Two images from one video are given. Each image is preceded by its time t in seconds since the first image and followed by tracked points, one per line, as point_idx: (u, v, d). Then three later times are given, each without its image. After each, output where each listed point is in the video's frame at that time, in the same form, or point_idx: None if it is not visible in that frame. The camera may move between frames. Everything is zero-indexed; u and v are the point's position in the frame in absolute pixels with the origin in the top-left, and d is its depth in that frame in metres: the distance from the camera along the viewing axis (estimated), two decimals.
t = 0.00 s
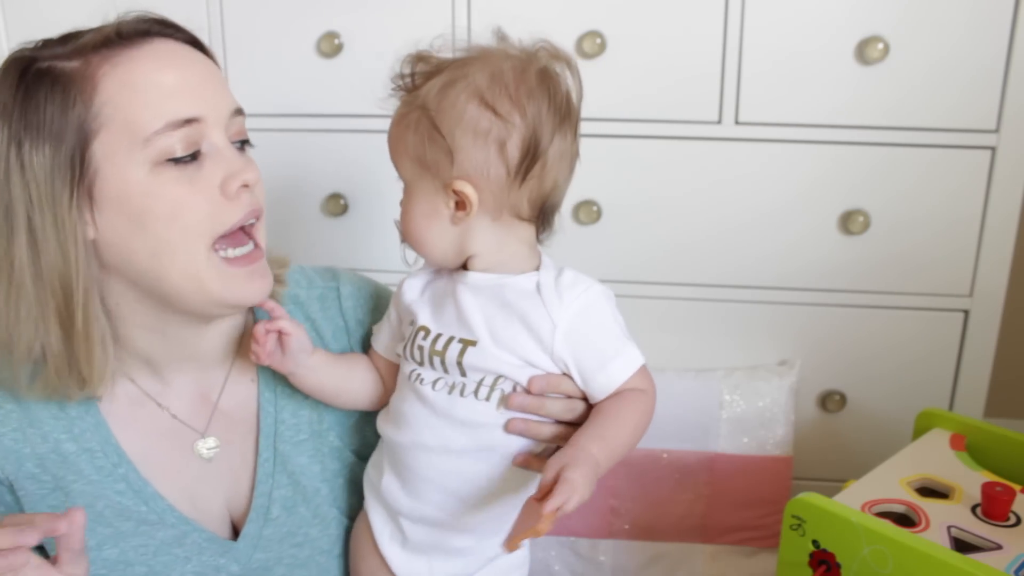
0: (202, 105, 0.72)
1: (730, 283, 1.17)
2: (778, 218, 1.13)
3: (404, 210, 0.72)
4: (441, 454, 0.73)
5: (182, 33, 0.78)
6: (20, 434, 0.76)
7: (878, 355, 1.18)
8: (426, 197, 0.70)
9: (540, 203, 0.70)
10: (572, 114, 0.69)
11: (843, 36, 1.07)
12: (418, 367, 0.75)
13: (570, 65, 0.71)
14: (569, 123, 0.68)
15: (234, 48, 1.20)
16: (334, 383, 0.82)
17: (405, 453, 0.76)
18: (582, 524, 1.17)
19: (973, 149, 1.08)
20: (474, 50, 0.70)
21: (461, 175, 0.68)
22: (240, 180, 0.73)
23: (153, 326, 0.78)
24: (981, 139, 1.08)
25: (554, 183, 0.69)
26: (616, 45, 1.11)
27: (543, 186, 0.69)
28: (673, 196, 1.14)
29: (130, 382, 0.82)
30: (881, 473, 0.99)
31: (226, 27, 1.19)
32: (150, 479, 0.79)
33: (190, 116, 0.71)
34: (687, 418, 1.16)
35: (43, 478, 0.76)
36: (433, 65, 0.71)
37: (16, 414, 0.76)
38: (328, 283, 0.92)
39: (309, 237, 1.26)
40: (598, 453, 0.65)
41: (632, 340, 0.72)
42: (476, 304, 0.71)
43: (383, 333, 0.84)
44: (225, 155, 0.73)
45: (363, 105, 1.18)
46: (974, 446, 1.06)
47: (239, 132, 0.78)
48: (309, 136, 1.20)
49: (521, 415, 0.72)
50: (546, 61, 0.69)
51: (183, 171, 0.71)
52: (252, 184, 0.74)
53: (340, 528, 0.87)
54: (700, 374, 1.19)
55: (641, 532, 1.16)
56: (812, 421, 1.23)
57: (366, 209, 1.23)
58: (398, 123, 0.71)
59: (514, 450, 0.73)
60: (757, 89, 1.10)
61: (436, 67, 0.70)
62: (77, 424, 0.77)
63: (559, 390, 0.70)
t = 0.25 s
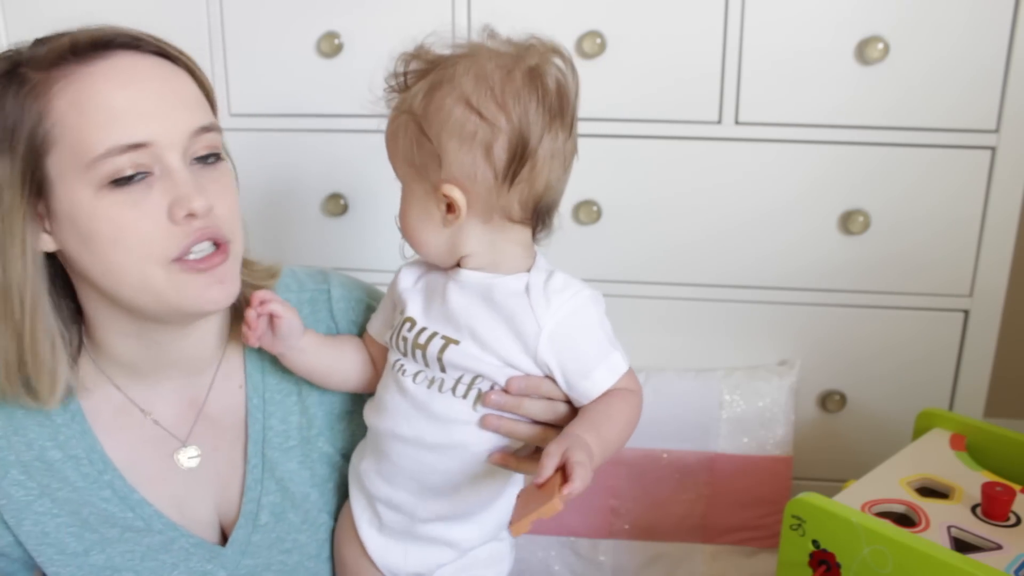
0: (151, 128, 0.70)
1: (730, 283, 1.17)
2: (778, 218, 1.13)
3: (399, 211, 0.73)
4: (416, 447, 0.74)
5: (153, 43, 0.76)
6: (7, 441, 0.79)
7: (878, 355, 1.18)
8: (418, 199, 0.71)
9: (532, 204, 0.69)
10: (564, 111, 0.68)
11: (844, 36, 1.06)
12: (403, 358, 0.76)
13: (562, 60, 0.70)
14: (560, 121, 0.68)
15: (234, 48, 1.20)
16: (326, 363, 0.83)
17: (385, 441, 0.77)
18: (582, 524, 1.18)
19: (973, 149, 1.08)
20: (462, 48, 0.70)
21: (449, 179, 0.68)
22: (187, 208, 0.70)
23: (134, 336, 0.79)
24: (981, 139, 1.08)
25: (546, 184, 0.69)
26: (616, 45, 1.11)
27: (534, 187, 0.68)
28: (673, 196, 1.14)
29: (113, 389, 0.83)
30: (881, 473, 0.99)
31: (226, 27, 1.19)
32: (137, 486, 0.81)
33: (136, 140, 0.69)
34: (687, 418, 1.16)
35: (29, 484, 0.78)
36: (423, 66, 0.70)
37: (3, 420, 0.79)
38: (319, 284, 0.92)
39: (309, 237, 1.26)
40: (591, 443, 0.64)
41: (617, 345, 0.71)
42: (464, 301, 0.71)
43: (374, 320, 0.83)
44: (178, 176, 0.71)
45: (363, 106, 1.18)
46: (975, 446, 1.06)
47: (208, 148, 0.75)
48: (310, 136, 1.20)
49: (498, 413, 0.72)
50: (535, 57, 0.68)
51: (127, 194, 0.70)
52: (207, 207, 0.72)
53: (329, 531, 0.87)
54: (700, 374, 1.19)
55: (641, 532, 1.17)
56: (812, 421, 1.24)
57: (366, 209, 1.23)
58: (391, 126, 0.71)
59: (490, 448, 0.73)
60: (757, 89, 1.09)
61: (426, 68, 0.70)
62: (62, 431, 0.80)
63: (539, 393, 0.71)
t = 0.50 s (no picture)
0: (102, 152, 0.69)
1: (731, 283, 1.17)
2: (778, 218, 1.13)
3: (393, 212, 0.72)
4: (422, 458, 0.73)
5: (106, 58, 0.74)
6: (3, 446, 0.79)
7: (878, 355, 1.18)
8: (415, 199, 0.70)
9: (531, 204, 0.69)
10: (564, 111, 0.69)
11: (844, 36, 1.06)
12: (402, 367, 0.75)
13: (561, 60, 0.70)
14: (561, 121, 0.68)
15: (234, 48, 1.20)
16: (321, 388, 0.83)
17: (388, 451, 0.76)
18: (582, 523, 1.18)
19: (973, 149, 1.08)
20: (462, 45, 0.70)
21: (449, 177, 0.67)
22: (143, 232, 0.70)
23: (126, 343, 0.79)
24: (981, 139, 1.08)
25: (546, 185, 0.69)
26: (616, 45, 1.11)
27: (534, 187, 0.68)
28: (673, 196, 1.14)
29: (106, 393, 0.84)
30: (881, 474, 0.99)
31: (225, 28, 1.19)
32: (133, 488, 0.81)
33: (88, 166, 0.69)
34: (687, 418, 1.17)
35: (24, 487, 0.78)
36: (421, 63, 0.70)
37: None
38: (311, 284, 0.92)
39: (309, 237, 1.26)
40: (616, 438, 0.65)
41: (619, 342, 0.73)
42: (467, 304, 0.71)
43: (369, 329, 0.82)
44: (136, 198, 0.71)
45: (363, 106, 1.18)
46: (975, 446, 1.06)
47: (163, 162, 0.74)
48: (309, 136, 1.20)
49: (504, 417, 0.72)
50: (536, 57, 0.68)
51: (86, 219, 0.71)
52: (166, 228, 0.71)
53: (324, 532, 0.87)
54: (700, 374, 1.19)
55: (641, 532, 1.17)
56: (812, 421, 1.24)
57: (366, 209, 1.23)
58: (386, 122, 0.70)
59: (498, 452, 0.73)
60: (756, 89, 1.09)
61: (424, 64, 0.69)
62: (57, 435, 0.80)
63: (547, 393, 0.71)
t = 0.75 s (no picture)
0: (79, 162, 0.69)
1: (731, 283, 1.17)
2: (778, 219, 1.13)
3: (387, 214, 0.71)
4: (410, 454, 0.73)
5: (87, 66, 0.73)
6: None
7: (878, 355, 1.18)
8: (412, 203, 0.70)
9: (529, 205, 0.70)
10: (560, 112, 0.69)
11: (844, 37, 1.07)
12: (392, 362, 0.75)
13: (557, 62, 0.70)
14: (558, 121, 0.69)
15: (234, 48, 1.20)
16: (312, 383, 0.83)
17: (376, 448, 0.76)
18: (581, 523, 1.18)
19: (973, 149, 1.08)
20: (458, 46, 0.69)
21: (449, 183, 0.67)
22: (124, 242, 0.70)
23: (122, 348, 0.80)
24: (981, 139, 1.08)
25: (544, 186, 0.70)
26: (616, 45, 1.11)
27: (533, 190, 0.69)
28: (674, 196, 1.14)
29: (101, 398, 0.83)
30: (881, 474, 0.99)
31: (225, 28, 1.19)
32: (129, 492, 0.81)
33: (66, 177, 0.69)
34: (687, 418, 1.17)
35: (20, 493, 0.78)
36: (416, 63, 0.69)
37: None
38: (308, 287, 0.92)
39: (308, 237, 1.26)
40: (600, 439, 0.65)
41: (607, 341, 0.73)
42: (457, 299, 0.71)
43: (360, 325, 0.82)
44: (117, 208, 0.71)
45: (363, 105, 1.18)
46: (974, 446, 1.06)
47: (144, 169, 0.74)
48: (310, 135, 1.20)
49: (489, 412, 0.72)
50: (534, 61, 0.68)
51: (68, 229, 0.71)
52: (147, 237, 0.71)
53: (320, 536, 0.87)
54: (700, 374, 1.19)
55: (641, 532, 1.17)
56: (812, 421, 1.24)
57: (366, 208, 1.23)
58: (380, 124, 0.69)
59: (485, 449, 0.73)
60: (757, 89, 1.09)
61: (420, 65, 0.68)
62: (53, 440, 0.80)
63: (533, 389, 0.71)
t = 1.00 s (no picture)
0: (57, 173, 0.69)
1: (730, 283, 1.17)
2: (777, 219, 1.13)
3: (420, 230, 0.66)
4: (406, 463, 0.72)
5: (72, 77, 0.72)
6: None
7: (878, 355, 1.18)
8: (443, 214, 0.66)
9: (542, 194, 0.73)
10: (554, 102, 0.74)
11: (844, 37, 1.06)
12: (379, 372, 0.75)
13: (544, 44, 0.72)
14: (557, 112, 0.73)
15: (234, 49, 1.20)
16: (300, 397, 0.82)
17: (371, 458, 0.75)
18: (581, 523, 1.17)
19: (973, 149, 1.08)
20: (455, 43, 0.67)
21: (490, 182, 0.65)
22: (100, 254, 0.70)
23: (116, 353, 0.79)
24: (981, 139, 1.07)
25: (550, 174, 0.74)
26: (616, 45, 1.11)
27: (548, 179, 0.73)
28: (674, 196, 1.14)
29: (98, 400, 0.83)
30: (881, 474, 0.99)
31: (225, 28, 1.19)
32: (127, 495, 0.81)
33: (43, 187, 0.69)
34: (686, 418, 1.17)
35: (19, 496, 0.78)
36: (416, 68, 0.66)
37: None
38: (305, 289, 0.92)
39: (308, 237, 1.26)
40: (595, 432, 0.66)
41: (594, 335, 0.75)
42: (444, 305, 0.71)
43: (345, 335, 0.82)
44: (96, 218, 0.71)
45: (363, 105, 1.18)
46: (974, 446, 1.06)
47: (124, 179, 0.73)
48: (309, 135, 1.20)
49: (481, 413, 0.72)
50: (529, 44, 0.69)
51: (48, 237, 0.71)
52: (125, 248, 0.71)
53: (318, 537, 0.87)
54: (700, 374, 1.19)
55: (641, 532, 1.17)
56: (811, 421, 1.24)
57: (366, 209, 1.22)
58: (397, 138, 0.64)
59: (479, 450, 0.73)
60: (757, 89, 1.09)
61: (425, 68, 0.65)
62: (51, 443, 0.80)
63: (523, 386, 0.72)
